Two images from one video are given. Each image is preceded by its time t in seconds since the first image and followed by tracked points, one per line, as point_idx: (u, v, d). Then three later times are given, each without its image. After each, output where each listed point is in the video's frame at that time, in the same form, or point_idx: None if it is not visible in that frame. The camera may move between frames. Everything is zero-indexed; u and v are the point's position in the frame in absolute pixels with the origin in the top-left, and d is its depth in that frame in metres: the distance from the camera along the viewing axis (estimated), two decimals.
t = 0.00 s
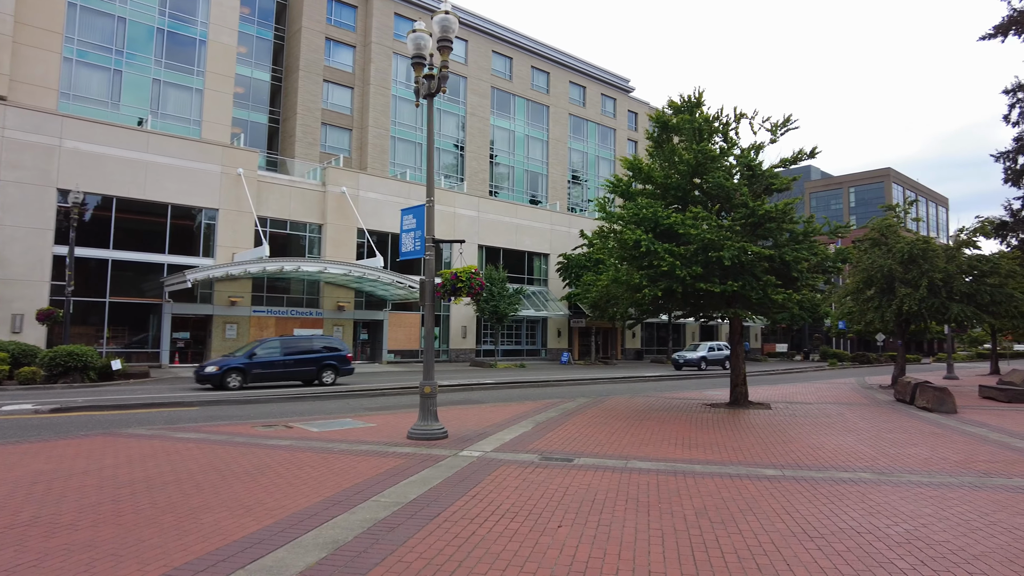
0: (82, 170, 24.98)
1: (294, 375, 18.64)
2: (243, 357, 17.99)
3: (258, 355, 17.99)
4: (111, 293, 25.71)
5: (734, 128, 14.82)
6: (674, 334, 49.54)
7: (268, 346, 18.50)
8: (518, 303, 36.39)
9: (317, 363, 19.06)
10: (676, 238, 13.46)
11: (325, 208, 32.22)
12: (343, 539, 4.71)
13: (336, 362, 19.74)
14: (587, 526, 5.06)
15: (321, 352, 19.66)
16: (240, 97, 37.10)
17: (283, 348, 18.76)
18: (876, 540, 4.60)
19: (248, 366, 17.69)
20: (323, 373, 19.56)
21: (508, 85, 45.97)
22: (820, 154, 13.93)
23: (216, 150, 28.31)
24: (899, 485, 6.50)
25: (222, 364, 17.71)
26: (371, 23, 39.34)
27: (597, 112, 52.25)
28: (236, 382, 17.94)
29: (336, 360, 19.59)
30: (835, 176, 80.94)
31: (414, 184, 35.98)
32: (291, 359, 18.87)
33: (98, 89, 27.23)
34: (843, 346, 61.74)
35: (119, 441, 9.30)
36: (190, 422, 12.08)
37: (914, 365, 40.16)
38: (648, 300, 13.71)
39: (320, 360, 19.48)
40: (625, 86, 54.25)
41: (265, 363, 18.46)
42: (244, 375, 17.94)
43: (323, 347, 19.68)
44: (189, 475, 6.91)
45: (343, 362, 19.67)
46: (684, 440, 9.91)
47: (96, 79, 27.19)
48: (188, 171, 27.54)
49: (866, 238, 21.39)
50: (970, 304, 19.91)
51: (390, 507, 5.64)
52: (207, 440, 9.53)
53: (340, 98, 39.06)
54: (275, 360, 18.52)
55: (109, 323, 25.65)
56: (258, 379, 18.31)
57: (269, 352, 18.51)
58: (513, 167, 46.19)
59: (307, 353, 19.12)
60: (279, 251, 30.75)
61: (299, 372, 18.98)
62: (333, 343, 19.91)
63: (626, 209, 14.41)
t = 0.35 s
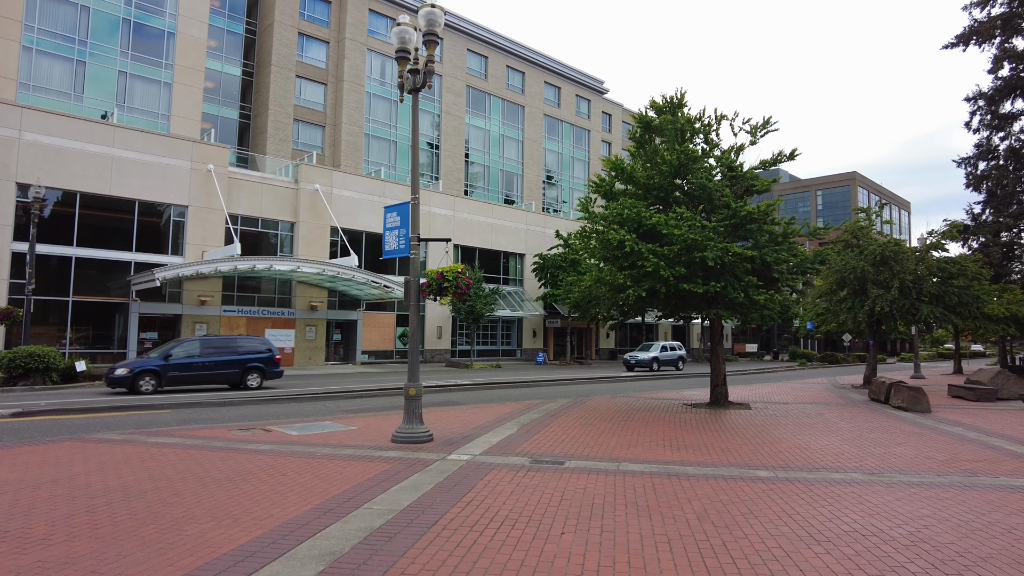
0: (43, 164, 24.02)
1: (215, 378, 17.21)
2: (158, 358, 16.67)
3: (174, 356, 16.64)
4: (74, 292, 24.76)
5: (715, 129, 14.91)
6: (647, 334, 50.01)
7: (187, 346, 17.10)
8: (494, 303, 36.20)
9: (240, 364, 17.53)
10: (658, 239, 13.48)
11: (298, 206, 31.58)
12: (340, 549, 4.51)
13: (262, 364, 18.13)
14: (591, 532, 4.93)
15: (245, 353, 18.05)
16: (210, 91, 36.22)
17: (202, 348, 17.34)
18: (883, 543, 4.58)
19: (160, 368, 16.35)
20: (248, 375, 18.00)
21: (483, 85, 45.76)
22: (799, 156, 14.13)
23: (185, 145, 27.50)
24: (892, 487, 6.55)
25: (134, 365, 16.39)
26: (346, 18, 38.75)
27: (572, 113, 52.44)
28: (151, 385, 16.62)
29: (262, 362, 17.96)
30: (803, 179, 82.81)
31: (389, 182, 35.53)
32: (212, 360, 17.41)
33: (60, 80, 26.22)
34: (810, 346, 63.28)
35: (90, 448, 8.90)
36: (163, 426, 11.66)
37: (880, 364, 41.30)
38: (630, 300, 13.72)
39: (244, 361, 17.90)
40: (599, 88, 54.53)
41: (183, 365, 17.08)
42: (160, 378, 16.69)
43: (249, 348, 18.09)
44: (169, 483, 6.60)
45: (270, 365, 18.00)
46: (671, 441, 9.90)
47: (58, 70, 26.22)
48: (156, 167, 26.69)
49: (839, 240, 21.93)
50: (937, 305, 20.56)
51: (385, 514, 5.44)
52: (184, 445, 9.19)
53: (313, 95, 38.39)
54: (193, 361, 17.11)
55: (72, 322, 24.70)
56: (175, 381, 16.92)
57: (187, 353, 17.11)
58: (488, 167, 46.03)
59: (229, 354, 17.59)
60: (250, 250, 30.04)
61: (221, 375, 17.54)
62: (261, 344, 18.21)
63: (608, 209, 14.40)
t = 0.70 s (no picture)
0: (18, 161, 23.37)
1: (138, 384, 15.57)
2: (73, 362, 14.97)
3: (91, 360, 15.01)
4: (51, 293, 24.15)
5: (706, 132, 14.98)
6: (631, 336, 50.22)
7: (106, 349, 15.42)
8: (480, 305, 36.01)
9: (165, 369, 15.90)
10: (650, 241, 13.48)
11: (281, 205, 31.14)
12: (346, 562, 4.35)
13: (193, 368, 16.67)
14: (604, 541, 4.83)
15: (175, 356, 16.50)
16: (192, 89, 35.64)
17: (124, 351, 15.64)
18: (899, 551, 4.54)
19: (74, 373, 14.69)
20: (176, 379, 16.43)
21: (468, 86, 45.62)
22: (789, 161, 14.26)
23: (166, 144, 26.95)
24: (894, 491, 6.56)
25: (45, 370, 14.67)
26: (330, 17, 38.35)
27: (557, 115, 52.54)
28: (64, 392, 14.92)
29: (192, 365, 16.39)
30: (784, 183, 83.87)
31: (374, 182, 35.18)
32: (134, 365, 15.75)
33: (35, 75, 25.64)
34: (790, 348, 64.10)
35: (73, 455, 8.61)
36: (147, 431, 11.35)
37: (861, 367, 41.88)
38: (623, 303, 13.69)
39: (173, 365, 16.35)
40: (584, 90, 54.72)
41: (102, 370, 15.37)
42: (73, 383, 14.91)
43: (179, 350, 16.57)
44: (160, 493, 6.39)
45: (202, 368, 16.57)
46: (667, 445, 9.85)
47: (34, 65, 25.61)
48: (136, 165, 26.11)
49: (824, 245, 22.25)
50: (920, 308, 20.90)
51: (390, 524, 5.29)
52: (171, 451, 8.95)
53: (297, 93, 37.92)
54: (112, 365, 15.41)
55: (49, 323, 24.10)
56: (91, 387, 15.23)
57: (106, 356, 15.40)
58: (474, 168, 45.86)
59: (155, 358, 15.95)
60: (232, 250, 29.55)
61: (145, 379, 15.93)
62: (194, 347, 16.77)
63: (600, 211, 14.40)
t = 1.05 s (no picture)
0: (4, 159, 22.94)
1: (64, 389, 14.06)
2: None
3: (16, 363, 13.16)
4: (39, 293, 23.76)
5: (705, 131, 14.96)
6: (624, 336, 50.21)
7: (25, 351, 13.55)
8: (474, 305, 35.80)
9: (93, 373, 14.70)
10: (651, 240, 13.41)
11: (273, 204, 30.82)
12: (358, 570, 4.20)
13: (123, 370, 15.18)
14: (622, 545, 4.71)
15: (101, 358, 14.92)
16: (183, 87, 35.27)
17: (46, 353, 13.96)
18: (923, 553, 4.45)
19: None
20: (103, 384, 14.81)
21: (461, 85, 45.41)
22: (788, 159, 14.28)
23: (156, 142, 26.57)
24: (907, 491, 6.48)
25: None
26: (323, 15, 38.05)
27: (550, 115, 52.47)
28: None
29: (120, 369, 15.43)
30: (776, 183, 84.17)
31: (367, 181, 34.91)
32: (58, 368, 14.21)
33: (22, 72, 25.24)
34: (782, 347, 64.42)
35: (67, 459, 8.40)
36: (141, 433, 11.12)
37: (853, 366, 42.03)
38: (624, 302, 13.63)
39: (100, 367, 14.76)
40: (576, 90, 54.68)
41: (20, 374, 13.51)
42: None
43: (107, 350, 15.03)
44: (159, 498, 6.21)
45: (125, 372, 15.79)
46: (672, 446, 9.75)
47: (20, 62, 25.19)
48: (125, 163, 25.73)
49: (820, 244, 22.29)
50: (915, 307, 20.94)
51: (399, 529, 5.13)
52: (167, 454, 8.74)
53: (289, 92, 37.59)
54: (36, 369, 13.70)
55: (37, 324, 23.72)
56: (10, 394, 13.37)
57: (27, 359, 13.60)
58: (467, 167, 45.68)
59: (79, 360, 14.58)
60: (224, 250, 29.22)
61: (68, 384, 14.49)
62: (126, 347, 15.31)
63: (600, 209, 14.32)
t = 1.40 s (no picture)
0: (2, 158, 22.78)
1: None
2: None
3: None
4: (38, 293, 23.62)
5: (710, 128, 14.88)
6: (624, 335, 50.06)
7: None
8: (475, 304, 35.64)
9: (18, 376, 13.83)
10: (658, 237, 13.36)
11: (273, 203, 30.64)
12: None
13: (53, 373, 14.25)
14: (644, 549, 4.61)
15: (28, 359, 14.04)
16: (181, 86, 35.13)
17: None
18: (954, 557, 4.34)
19: None
20: (28, 389, 13.95)
21: (461, 83, 45.25)
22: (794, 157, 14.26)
23: (155, 140, 26.38)
24: (926, 491, 6.39)
25: None
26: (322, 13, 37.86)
27: (550, 113, 52.35)
28: None
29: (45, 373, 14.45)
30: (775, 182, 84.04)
31: (367, 180, 34.72)
32: None
33: (19, 71, 25.08)
34: (781, 346, 64.58)
35: (71, 460, 8.30)
36: (143, 434, 11.02)
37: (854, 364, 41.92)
38: (630, 301, 13.58)
39: (25, 370, 13.88)
40: (576, 88, 54.55)
41: None
42: None
43: (33, 353, 14.10)
44: (167, 501, 6.11)
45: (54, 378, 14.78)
46: (681, 446, 9.65)
47: (17, 60, 25.01)
48: (124, 162, 25.57)
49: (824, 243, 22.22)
50: (919, 305, 20.89)
51: (413, 533, 5.01)
52: (172, 455, 8.65)
53: (288, 90, 37.40)
54: None
55: (36, 324, 23.58)
56: None
57: None
58: (467, 166, 45.53)
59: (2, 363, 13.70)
60: (223, 249, 29.06)
61: None
62: (57, 348, 14.34)
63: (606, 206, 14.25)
